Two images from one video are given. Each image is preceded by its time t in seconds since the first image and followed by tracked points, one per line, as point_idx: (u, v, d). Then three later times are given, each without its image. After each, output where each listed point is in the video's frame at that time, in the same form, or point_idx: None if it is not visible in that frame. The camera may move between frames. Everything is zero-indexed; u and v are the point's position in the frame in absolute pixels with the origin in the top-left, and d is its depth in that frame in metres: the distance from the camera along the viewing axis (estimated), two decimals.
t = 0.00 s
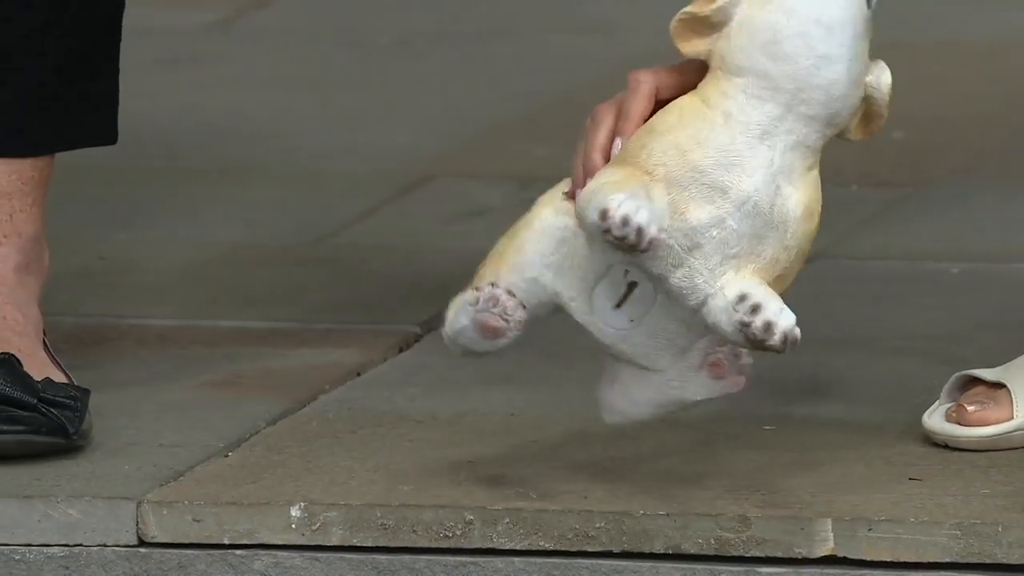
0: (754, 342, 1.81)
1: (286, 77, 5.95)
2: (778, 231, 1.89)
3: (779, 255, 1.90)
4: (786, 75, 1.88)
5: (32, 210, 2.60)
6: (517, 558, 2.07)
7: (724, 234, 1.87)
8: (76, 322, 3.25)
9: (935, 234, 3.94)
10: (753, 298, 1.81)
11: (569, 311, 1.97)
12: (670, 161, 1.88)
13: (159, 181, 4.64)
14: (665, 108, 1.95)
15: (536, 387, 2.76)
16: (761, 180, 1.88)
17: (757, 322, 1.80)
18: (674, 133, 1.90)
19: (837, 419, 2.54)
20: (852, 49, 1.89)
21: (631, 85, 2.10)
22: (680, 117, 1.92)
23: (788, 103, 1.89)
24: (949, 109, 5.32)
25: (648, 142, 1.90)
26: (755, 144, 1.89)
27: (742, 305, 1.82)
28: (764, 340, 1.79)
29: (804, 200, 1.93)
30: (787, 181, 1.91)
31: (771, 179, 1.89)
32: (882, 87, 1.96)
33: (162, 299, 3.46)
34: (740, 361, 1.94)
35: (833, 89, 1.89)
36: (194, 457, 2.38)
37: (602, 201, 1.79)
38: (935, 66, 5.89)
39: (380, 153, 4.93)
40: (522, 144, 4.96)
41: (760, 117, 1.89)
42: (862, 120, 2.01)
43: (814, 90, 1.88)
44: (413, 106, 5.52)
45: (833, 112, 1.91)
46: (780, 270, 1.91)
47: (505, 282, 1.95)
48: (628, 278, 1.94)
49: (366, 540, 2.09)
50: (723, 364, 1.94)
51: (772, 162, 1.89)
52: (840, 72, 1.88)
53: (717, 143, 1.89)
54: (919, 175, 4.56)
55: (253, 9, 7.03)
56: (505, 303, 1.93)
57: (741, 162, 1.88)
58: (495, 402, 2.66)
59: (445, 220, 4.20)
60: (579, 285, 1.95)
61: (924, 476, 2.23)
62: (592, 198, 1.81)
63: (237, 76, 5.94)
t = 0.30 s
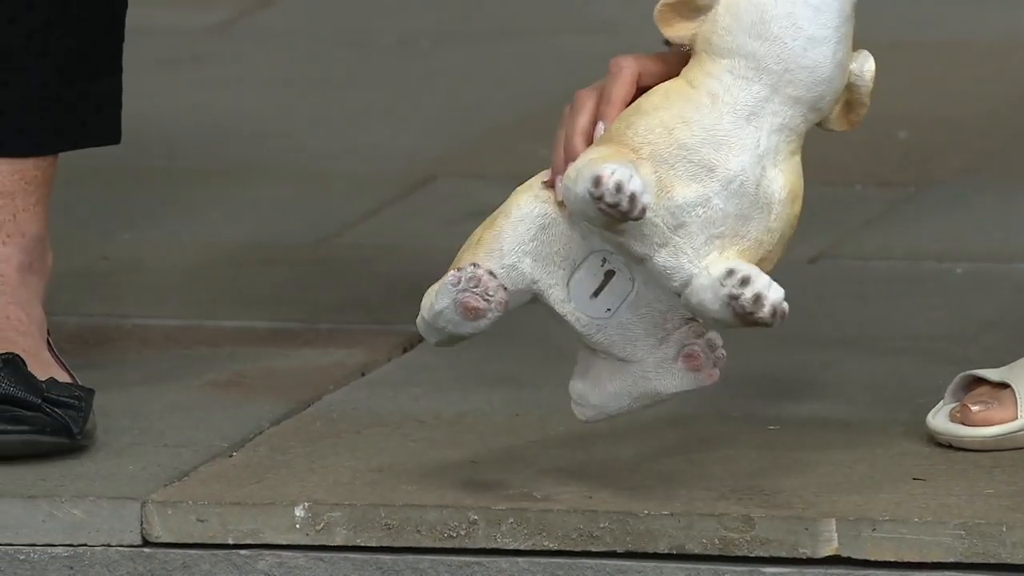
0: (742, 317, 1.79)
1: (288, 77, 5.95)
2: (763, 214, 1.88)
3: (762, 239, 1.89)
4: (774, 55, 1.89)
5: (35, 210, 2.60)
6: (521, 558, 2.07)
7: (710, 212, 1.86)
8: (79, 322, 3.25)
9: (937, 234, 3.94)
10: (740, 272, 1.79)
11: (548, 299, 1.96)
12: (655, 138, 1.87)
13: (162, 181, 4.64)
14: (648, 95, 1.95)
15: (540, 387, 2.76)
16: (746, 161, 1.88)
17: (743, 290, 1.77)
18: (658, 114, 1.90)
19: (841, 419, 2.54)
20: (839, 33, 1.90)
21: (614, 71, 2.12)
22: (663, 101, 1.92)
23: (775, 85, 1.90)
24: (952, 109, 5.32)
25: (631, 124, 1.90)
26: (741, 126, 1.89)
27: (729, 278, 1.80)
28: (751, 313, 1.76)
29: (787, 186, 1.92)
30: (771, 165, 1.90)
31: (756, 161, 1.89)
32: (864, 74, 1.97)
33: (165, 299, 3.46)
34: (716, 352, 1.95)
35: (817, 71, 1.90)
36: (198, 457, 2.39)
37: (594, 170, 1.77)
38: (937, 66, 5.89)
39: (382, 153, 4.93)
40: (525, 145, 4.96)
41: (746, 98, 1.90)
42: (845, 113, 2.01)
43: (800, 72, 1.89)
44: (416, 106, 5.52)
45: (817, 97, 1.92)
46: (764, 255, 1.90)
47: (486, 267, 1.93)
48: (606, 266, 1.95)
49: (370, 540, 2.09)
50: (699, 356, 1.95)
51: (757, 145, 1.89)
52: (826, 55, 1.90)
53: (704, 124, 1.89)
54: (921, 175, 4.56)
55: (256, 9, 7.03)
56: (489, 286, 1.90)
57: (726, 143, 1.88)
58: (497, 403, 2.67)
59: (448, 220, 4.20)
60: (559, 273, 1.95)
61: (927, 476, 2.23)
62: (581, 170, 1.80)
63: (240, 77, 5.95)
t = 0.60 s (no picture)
0: (734, 326, 1.85)
1: (289, 86, 5.96)
2: (762, 221, 1.93)
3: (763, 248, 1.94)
4: (768, 64, 1.94)
5: (37, 220, 2.60)
6: (522, 567, 2.09)
7: (706, 223, 1.91)
8: (80, 332, 3.25)
9: (937, 243, 3.94)
10: (732, 283, 1.85)
11: (559, 313, 2.01)
12: (652, 150, 1.93)
13: (164, 190, 4.64)
14: (649, 107, 2.00)
15: (543, 395, 2.76)
16: (742, 171, 1.93)
17: (734, 301, 1.83)
18: (655, 126, 1.96)
19: (842, 427, 2.54)
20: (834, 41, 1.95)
21: (616, 79, 2.14)
22: (660, 113, 1.98)
23: (771, 94, 1.95)
24: (952, 118, 5.32)
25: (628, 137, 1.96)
26: (738, 136, 1.95)
27: (722, 289, 1.85)
28: (743, 323, 1.82)
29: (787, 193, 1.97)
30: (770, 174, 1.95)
31: (753, 171, 1.94)
32: (866, 79, 2.02)
33: (166, 309, 3.46)
34: (728, 360, 1.99)
35: (813, 80, 1.95)
36: (198, 466, 2.38)
37: (583, 183, 1.84)
38: (937, 75, 5.90)
39: (384, 162, 4.94)
40: (526, 153, 4.97)
41: (743, 109, 1.95)
42: (849, 117, 2.06)
43: (795, 81, 1.94)
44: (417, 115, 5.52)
45: (815, 104, 1.97)
46: (764, 264, 1.95)
47: (494, 281, 1.99)
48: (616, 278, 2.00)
49: (371, 550, 2.11)
50: (711, 365, 1.99)
51: (754, 155, 1.95)
52: (820, 63, 1.94)
53: (700, 135, 1.94)
54: (921, 184, 4.57)
55: (256, 18, 7.03)
56: (492, 298, 1.96)
57: (722, 154, 1.93)
58: (499, 411, 2.67)
59: (448, 229, 4.20)
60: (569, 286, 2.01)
61: (928, 484, 2.23)
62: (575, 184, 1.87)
63: (240, 87, 5.95)
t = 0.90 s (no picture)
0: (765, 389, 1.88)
1: (289, 135, 5.96)
2: (785, 272, 1.96)
3: (789, 297, 1.97)
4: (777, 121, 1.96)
5: (34, 271, 2.61)
6: None
7: (730, 279, 1.94)
8: (80, 382, 3.25)
9: (938, 294, 3.94)
10: (758, 345, 1.88)
11: (596, 370, 2.05)
12: (669, 214, 1.96)
13: (164, 240, 4.64)
14: (666, 163, 2.03)
15: (542, 444, 2.76)
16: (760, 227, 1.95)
17: (762, 365, 1.86)
18: (671, 188, 1.99)
19: (843, 478, 2.54)
20: (843, 87, 1.95)
21: (632, 134, 2.17)
22: (676, 171, 2.00)
23: (783, 149, 1.97)
24: (953, 169, 5.32)
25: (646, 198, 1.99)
26: (754, 191, 1.97)
27: (750, 352, 1.88)
28: (772, 386, 1.85)
29: (810, 239, 2.00)
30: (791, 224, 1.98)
31: (772, 224, 1.97)
32: (877, 119, 2.01)
33: (165, 359, 3.46)
34: (768, 406, 2.03)
35: (823, 128, 1.96)
36: (197, 516, 2.38)
37: (601, 262, 1.86)
38: (937, 125, 5.90)
39: (384, 211, 4.94)
40: (525, 203, 4.97)
41: (757, 164, 1.97)
42: (865, 154, 2.06)
43: (806, 131, 1.96)
44: (417, 164, 5.53)
45: (829, 150, 1.98)
46: (792, 313, 1.98)
47: (525, 347, 2.01)
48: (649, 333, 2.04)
49: None
50: (752, 409, 2.03)
51: (773, 208, 1.97)
52: (830, 110, 1.95)
53: (716, 194, 1.97)
54: (921, 235, 4.57)
55: (257, 69, 7.05)
56: (524, 368, 1.98)
57: (739, 211, 1.96)
58: (499, 461, 2.66)
59: (449, 279, 4.19)
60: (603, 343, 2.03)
61: (928, 534, 2.23)
62: (592, 259, 1.89)
63: (240, 137, 5.96)
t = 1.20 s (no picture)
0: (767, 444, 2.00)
1: (288, 147, 5.97)
2: (771, 301, 2.03)
3: (783, 315, 2.04)
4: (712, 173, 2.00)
5: (33, 283, 2.61)
6: None
7: (720, 325, 2.04)
8: (79, 394, 3.25)
9: (937, 306, 3.93)
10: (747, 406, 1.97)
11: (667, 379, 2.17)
12: (642, 277, 2.05)
13: (164, 252, 4.64)
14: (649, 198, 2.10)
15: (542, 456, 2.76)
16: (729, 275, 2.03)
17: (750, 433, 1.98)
18: (645, 241, 2.06)
19: (843, 489, 2.53)
20: (757, 119, 1.96)
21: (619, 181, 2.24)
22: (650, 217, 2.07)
23: (731, 189, 2.01)
24: (953, 181, 5.32)
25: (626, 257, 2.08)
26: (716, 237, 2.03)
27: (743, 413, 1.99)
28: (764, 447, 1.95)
29: (791, 248, 2.05)
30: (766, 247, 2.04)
31: (741, 260, 2.03)
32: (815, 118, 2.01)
33: (165, 371, 3.46)
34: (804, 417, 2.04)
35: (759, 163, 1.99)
36: (197, 529, 2.38)
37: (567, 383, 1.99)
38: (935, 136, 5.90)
39: (384, 223, 4.94)
40: (525, 216, 4.97)
41: (713, 209, 2.03)
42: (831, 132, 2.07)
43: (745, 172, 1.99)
44: (416, 177, 5.53)
45: (779, 170, 2.01)
46: (796, 325, 2.05)
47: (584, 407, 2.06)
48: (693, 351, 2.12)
49: None
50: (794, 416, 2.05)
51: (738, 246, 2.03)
52: (755, 143, 1.98)
53: (681, 249, 2.04)
54: (921, 247, 4.56)
55: (257, 81, 7.05)
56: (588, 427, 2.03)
57: (707, 260, 2.03)
58: (499, 473, 2.66)
59: (449, 291, 4.19)
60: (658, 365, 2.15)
61: (928, 546, 2.23)
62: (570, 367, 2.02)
63: (240, 149, 5.96)
